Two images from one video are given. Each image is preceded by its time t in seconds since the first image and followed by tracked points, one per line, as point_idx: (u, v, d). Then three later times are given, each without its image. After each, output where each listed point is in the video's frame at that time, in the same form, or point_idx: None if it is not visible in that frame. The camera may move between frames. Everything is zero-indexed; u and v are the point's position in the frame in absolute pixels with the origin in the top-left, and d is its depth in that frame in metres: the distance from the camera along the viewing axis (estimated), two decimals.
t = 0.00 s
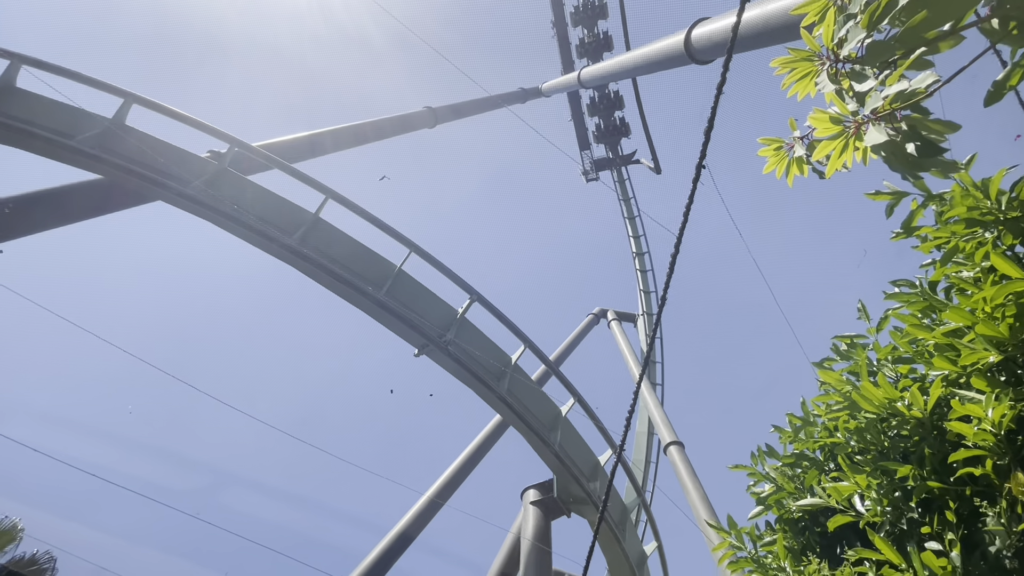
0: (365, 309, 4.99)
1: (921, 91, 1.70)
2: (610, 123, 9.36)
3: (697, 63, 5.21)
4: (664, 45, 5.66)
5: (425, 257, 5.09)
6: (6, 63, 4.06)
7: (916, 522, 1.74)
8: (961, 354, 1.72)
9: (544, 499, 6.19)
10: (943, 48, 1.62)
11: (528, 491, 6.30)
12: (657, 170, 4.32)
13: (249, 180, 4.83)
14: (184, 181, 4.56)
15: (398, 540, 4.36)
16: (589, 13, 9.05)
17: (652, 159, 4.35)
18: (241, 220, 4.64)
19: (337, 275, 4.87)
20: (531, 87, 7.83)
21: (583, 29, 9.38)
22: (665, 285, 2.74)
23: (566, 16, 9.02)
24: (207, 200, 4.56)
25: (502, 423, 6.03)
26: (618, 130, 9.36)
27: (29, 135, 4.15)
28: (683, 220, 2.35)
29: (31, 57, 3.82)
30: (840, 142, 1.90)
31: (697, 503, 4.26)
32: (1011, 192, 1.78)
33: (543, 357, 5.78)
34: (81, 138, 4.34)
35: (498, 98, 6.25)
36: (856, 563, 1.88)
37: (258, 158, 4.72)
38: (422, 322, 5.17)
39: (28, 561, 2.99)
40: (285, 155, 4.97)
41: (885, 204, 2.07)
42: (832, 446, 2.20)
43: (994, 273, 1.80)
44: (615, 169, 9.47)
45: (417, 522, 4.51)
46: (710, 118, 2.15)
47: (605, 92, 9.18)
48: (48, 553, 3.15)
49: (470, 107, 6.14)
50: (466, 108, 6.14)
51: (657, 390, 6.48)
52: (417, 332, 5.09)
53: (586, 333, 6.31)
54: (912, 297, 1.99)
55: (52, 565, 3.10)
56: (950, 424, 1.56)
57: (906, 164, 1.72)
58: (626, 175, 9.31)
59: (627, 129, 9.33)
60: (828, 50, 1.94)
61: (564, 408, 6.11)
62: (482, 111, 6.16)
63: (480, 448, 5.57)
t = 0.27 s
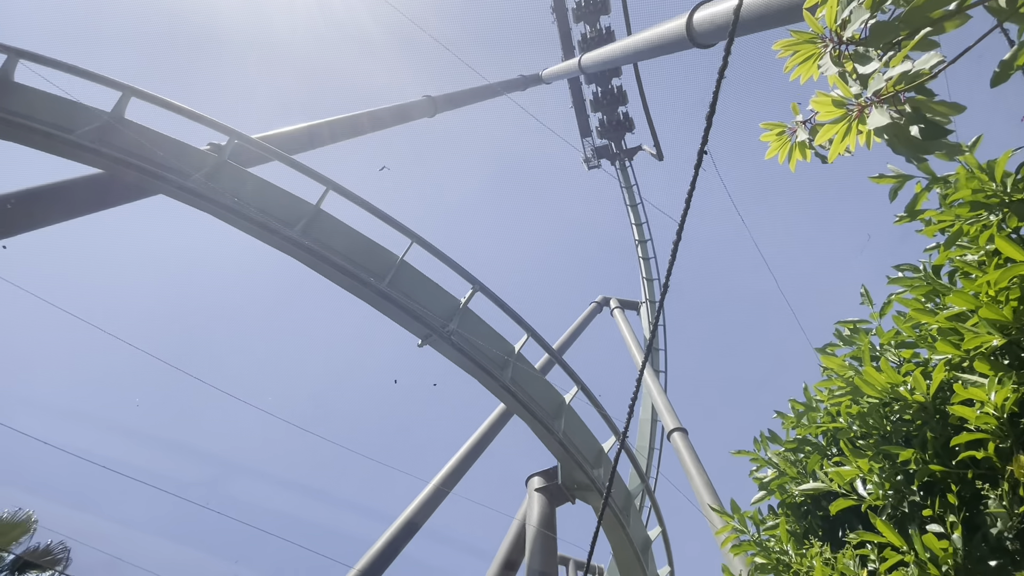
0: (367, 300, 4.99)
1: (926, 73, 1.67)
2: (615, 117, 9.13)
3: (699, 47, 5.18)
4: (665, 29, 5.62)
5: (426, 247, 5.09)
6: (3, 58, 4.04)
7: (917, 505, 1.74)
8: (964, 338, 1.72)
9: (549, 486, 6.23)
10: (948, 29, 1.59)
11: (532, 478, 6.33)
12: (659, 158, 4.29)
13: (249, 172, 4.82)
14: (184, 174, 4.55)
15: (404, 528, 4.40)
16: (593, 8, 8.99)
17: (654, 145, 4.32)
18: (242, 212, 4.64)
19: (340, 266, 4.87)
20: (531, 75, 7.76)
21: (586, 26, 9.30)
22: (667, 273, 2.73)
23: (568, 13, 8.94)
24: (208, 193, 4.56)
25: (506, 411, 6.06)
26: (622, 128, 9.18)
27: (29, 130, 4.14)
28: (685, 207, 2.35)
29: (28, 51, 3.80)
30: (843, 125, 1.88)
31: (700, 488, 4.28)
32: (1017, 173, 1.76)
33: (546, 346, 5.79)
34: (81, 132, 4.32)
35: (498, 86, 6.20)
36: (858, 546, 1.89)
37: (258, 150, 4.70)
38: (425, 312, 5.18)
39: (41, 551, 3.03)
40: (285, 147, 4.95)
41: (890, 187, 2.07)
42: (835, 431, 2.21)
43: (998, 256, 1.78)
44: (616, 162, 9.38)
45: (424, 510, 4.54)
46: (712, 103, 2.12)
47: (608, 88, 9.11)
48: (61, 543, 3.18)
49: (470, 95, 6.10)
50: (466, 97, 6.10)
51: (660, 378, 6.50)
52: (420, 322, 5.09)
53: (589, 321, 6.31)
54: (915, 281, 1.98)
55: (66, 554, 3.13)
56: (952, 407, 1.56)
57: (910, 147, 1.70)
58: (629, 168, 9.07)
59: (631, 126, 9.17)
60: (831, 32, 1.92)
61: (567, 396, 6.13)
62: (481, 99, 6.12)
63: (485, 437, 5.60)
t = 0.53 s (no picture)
0: (370, 288, 4.99)
1: (933, 51, 1.66)
2: (619, 111, 8.64)
3: (702, 28, 5.20)
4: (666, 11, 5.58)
5: (428, 235, 5.07)
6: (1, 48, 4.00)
7: (919, 487, 1.75)
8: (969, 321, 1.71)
9: (552, 471, 6.27)
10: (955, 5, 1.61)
11: (536, 464, 6.37)
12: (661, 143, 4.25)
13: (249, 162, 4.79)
14: (185, 165, 4.53)
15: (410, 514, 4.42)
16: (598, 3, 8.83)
17: (657, 130, 4.27)
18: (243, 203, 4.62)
19: (342, 254, 4.86)
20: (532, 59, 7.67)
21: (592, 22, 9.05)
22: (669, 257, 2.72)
23: (572, 8, 8.77)
24: (209, 184, 4.54)
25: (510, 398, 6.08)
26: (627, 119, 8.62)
27: (28, 121, 4.10)
28: (689, 191, 2.35)
29: (25, 42, 3.77)
30: (847, 106, 1.85)
31: (704, 472, 4.31)
32: None
33: (549, 333, 5.80)
34: (80, 123, 4.30)
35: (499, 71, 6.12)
36: (860, 528, 1.90)
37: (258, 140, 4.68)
38: (428, 300, 5.18)
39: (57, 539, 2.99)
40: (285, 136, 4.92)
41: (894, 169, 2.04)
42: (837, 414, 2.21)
43: (1004, 238, 1.78)
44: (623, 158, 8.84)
45: (430, 496, 4.57)
46: (715, 86, 2.09)
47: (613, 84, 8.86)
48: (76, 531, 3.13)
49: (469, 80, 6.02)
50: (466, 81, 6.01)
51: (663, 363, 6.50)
52: (423, 310, 5.09)
53: (591, 308, 6.30)
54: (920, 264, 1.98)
55: (80, 541, 3.08)
56: (955, 390, 1.56)
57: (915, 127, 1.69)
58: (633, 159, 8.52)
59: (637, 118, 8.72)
60: (836, 10, 1.90)
61: (571, 383, 6.15)
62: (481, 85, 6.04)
63: (489, 423, 5.64)
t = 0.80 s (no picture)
0: (373, 275, 4.98)
1: (944, 27, 1.62)
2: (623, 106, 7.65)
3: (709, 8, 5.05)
4: None
5: (430, 222, 5.06)
6: None
7: (921, 468, 1.75)
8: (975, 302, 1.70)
9: (557, 455, 6.32)
10: None
11: (540, 448, 6.43)
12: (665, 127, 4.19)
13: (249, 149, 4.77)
14: (186, 152, 4.51)
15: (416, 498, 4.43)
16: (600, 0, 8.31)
17: (663, 114, 4.21)
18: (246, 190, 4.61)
19: (344, 241, 4.85)
20: (534, 41, 7.55)
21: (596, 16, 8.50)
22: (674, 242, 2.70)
23: None
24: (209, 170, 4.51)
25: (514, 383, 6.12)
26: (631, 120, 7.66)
27: (28, 110, 4.08)
28: (693, 177, 2.32)
29: (21, 29, 3.74)
30: (855, 85, 1.82)
31: (706, 455, 4.33)
32: None
33: (552, 318, 5.80)
34: (81, 112, 4.29)
35: (501, 53, 6.03)
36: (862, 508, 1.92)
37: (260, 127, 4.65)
38: (431, 286, 5.18)
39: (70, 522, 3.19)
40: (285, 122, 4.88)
41: (902, 149, 2.00)
42: (841, 397, 2.22)
43: (1013, 220, 1.72)
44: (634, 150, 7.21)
45: (436, 479, 4.57)
46: (721, 66, 2.05)
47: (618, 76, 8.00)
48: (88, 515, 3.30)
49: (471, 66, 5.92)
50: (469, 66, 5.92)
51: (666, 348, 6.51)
52: (426, 297, 5.09)
53: (595, 294, 6.29)
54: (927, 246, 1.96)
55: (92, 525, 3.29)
56: (960, 371, 1.54)
57: (925, 106, 1.65)
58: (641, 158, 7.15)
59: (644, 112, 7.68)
60: None
61: (574, 368, 6.17)
62: (483, 68, 5.96)
63: (493, 408, 5.67)
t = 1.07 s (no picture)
0: (376, 261, 4.98)
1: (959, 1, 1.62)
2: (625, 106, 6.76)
3: None
4: None
5: (434, 206, 5.04)
6: None
7: (924, 448, 1.76)
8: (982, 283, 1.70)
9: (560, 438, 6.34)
10: None
11: (544, 431, 6.43)
12: (671, 107, 4.11)
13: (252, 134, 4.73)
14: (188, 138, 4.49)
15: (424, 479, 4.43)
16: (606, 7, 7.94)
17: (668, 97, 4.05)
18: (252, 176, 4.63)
19: (349, 228, 4.88)
20: (537, 22, 7.43)
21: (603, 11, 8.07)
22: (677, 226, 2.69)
23: None
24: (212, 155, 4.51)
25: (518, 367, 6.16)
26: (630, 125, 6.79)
27: (28, 96, 4.00)
28: (696, 163, 2.29)
29: (20, 15, 3.71)
30: (866, 62, 1.79)
31: (709, 437, 4.36)
32: None
33: (556, 303, 5.80)
34: (81, 98, 4.22)
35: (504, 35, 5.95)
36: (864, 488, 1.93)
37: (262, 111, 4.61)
38: (434, 271, 5.18)
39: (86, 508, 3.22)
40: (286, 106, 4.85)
41: (912, 128, 1.96)
42: (845, 378, 2.22)
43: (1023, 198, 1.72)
44: (640, 143, 5.65)
45: (442, 462, 4.57)
46: (728, 45, 2.01)
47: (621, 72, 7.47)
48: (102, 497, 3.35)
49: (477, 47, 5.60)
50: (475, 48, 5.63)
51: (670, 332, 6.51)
52: (429, 282, 5.09)
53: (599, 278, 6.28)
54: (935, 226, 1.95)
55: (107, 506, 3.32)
56: (965, 352, 1.54)
57: (938, 82, 1.63)
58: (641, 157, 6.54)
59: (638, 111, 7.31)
60: None
61: (578, 352, 6.19)
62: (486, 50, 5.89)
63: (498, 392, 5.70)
